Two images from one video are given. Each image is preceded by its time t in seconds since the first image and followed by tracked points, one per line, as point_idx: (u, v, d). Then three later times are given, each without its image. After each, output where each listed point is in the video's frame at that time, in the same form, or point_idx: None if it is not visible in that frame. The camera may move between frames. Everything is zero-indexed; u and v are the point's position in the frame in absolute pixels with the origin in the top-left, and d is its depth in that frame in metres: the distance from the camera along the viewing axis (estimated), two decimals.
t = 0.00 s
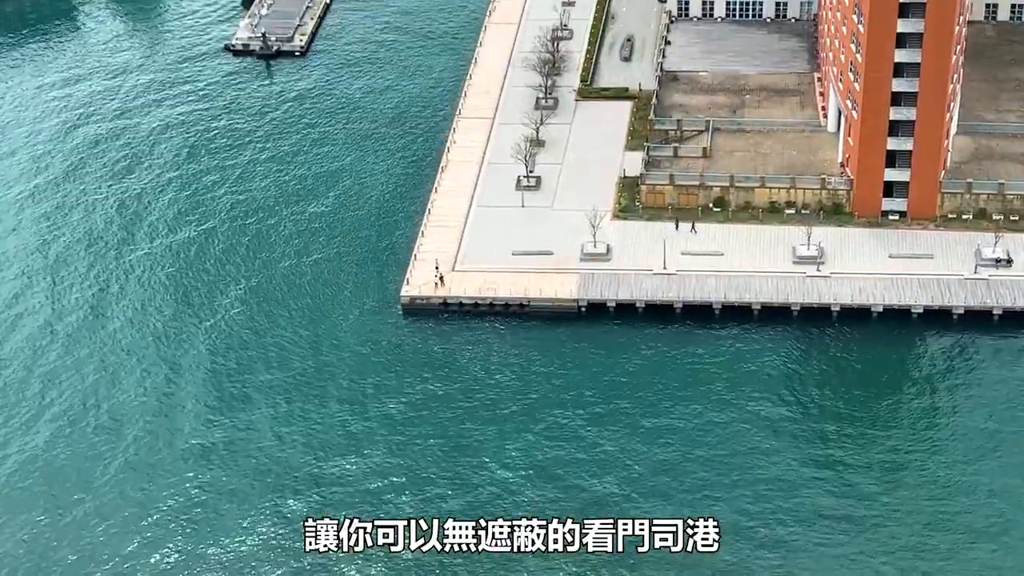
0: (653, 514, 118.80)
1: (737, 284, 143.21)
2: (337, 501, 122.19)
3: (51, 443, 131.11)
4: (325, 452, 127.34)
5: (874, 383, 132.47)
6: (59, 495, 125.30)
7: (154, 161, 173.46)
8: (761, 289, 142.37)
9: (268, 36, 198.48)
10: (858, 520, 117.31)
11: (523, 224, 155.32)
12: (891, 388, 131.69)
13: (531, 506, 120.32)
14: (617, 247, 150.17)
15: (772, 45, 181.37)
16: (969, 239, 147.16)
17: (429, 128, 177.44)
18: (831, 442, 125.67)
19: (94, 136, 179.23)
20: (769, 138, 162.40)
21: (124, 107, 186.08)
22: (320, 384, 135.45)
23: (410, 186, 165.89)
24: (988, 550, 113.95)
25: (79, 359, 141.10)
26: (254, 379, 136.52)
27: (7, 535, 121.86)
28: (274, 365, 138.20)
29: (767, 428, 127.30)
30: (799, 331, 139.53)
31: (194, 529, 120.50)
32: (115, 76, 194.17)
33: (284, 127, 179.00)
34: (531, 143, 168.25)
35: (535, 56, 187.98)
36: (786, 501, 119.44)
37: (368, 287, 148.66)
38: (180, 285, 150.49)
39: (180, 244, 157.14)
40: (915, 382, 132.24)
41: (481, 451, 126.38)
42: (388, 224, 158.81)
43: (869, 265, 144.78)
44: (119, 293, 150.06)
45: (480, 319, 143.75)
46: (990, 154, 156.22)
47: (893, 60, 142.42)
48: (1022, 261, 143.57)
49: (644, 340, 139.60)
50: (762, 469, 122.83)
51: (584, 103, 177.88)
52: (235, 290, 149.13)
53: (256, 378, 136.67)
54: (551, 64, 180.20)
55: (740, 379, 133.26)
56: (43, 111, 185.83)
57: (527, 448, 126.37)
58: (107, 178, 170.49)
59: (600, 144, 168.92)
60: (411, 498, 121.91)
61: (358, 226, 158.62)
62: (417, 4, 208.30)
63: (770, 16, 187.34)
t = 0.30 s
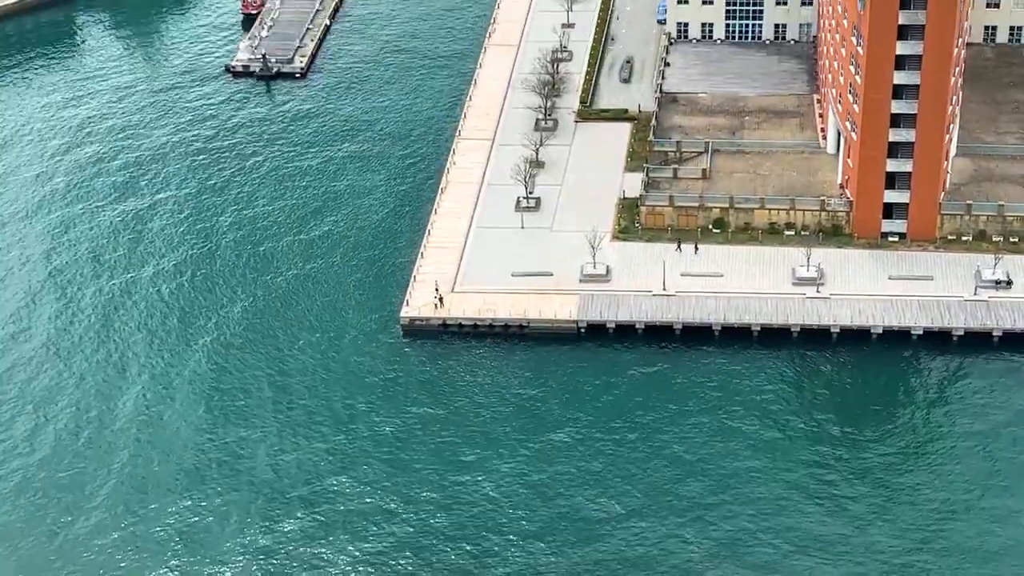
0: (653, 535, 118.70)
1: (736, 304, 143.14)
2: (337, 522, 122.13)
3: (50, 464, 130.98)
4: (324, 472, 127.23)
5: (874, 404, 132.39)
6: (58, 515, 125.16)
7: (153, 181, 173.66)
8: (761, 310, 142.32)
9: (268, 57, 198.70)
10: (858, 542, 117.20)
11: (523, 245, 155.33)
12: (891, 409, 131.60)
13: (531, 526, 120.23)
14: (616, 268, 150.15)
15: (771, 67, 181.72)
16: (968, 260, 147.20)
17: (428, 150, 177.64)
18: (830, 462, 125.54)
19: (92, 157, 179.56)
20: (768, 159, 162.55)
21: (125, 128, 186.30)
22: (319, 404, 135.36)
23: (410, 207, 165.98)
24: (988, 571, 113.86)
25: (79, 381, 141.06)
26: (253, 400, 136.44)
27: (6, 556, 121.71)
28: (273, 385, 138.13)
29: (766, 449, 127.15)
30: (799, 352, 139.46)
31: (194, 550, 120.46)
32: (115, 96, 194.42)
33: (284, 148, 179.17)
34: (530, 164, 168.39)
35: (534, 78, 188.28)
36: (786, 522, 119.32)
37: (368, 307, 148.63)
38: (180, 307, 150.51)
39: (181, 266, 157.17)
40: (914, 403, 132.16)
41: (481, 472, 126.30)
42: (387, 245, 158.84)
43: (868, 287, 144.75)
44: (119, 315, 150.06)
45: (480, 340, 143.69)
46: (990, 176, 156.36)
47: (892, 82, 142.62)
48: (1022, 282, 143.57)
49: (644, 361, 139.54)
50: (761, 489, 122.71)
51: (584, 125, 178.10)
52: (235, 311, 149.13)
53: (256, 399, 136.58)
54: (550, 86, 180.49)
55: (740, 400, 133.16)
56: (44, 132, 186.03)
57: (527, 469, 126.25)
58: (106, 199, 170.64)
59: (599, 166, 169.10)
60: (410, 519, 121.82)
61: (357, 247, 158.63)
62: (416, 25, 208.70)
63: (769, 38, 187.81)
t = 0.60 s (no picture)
0: (652, 555, 118.64)
1: (736, 325, 143.17)
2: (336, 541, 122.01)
3: (49, 484, 130.90)
4: (324, 493, 127.14)
5: (873, 424, 132.38)
6: (57, 536, 125.11)
7: (154, 202, 173.85)
8: (760, 331, 142.34)
9: (268, 78, 199.02)
10: (857, 562, 117.15)
11: (522, 266, 155.36)
12: (890, 429, 131.62)
13: (530, 546, 120.14)
14: (616, 289, 150.18)
15: (770, 88, 182.07)
16: (968, 281, 147.28)
17: (428, 170, 177.85)
18: (830, 483, 125.49)
19: (93, 177, 179.73)
20: (767, 180, 162.72)
21: (124, 148, 186.53)
22: (319, 425, 135.28)
23: (410, 227, 166.04)
24: None
25: (78, 401, 141.02)
26: (253, 420, 136.37)
27: None
28: (273, 405, 138.04)
29: (766, 469, 127.09)
30: (798, 373, 139.44)
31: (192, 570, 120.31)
32: (116, 117, 194.70)
33: (284, 169, 179.21)
34: (530, 185, 168.55)
35: (533, 98, 188.58)
36: (785, 542, 119.25)
37: (368, 328, 148.68)
38: (180, 326, 150.53)
39: (180, 286, 157.18)
40: (913, 423, 132.15)
41: (480, 491, 126.19)
42: (387, 266, 158.88)
43: (868, 307, 144.80)
44: (119, 335, 150.08)
45: (479, 360, 143.65)
46: (989, 197, 156.54)
47: (891, 103, 142.87)
48: (1021, 303, 143.62)
49: (643, 381, 139.51)
50: (761, 509, 122.62)
51: (583, 145, 178.32)
52: (234, 331, 149.11)
53: (256, 421, 136.32)
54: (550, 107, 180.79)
55: (739, 420, 133.12)
56: (44, 152, 186.27)
57: (526, 489, 126.17)
58: (107, 219, 170.78)
59: (599, 186, 169.28)
60: (410, 539, 121.68)
61: (356, 268, 158.65)
62: (416, 46, 209.18)
63: (768, 59, 188.31)
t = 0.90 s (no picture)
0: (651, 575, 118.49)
1: (735, 345, 143.13)
2: (336, 561, 121.85)
3: (49, 503, 130.66)
4: (323, 512, 127.01)
5: (872, 445, 132.33)
6: (56, 556, 124.87)
7: (153, 221, 173.92)
8: (759, 351, 142.31)
9: (268, 97, 199.26)
10: None
11: (522, 286, 155.35)
12: (889, 449, 131.58)
13: (530, 566, 120.01)
14: (615, 308, 150.17)
15: (769, 108, 182.41)
16: (967, 301, 147.33)
17: (428, 190, 177.95)
18: (830, 503, 125.35)
19: (92, 196, 179.88)
20: (766, 200, 162.87)
21: (125, 167, 186.62)
22: (318, 444, 135.09)
23: (410, 247, 166.10)
24: None
25: (77, 421, 140.79)
26: (254, 439, 136.21)
27: None
28: (272, 425, 137.87)
29: (766, 489, 126.97)
30: (798, 394, 139.38)
31: None
32: (116, 137, 194.86)
33: (283, 189, 179.31)
34: (530, 205, 168.69)
35: (533, 118, 188.74)
36: (785, 562, 119.10)
37: (367, 347, 148.62)
38: (179, 346, 150.45)
39: (179, 306, 157.07)
40: (913, 443, 132.10)
41: (479, 511, 126.02)
42: (386, 285, 158.82)
43: (867, 327, 144.79)
44: (118, 354, 149.94)
45: (479, 380, 143.58)
46: (988, 217, 156.68)
47: (890, 123, 143.10)
48: (1021, 323, 143.66)
49: (643, 401, 139.46)
50: (761, 530, 122.45)
51: (583, 165, 178.52)
52: (234, 351, 148.98)
53: (256, 441, 136.02)
54: (549, 126, 180.98)
55: (738, 440, 133.04)
56: (45, 171, 186.32)
57: (526, 510, 126.02)
58: (107, 238, 170.79)
59: (598, 206, 169.35)
60: (409, 558, 121.54)
61: (356, 288, 158.54)
62: (415, 66, 209.55)
63: (767, 79, 188.64)
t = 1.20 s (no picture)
0: None
1: (735, 364, 143.05)
2: None
3: (48, 522, 130.50)
4: (322, 531, 126.81)
5: (872, 464, 132.21)
6: None
7: (153, 240, 174.01)
8: (759, 370, 142.21)
9: (268, 117, 199.64)
10: None
11: (522, 305, 155.32)
12: (889, 469, 131.46)
13: None
14: (615, 327, 150.11)
15: (769, 127, 182.66)
16: (967, 321, 147.30)
17: (428, 209, 178.12)
18: (830, 523, 125.16)
19: (93, 215, 179.91)
20: (766, 220, 162.95)
21: (125, 186, 186.85)
22: (317, 463, 134.88)
23: (409, 266, 166.12)
24: None
25: (77, 439, 140.63)
26: (252, 458, 136.03)
27: None
28: (271, 444, 137.68)
29: (765, 508, 126.77)
30: (797, 413, 139.27)
31: None
32: (116, 156, 195.13)
33: (283, 208, 179.47)
34: (529, 224, 168.79)
35: (533, 137, 188.97)
36: None
37: (367, 366, 148.50)
38: (178, 364, 150.33)
39: (179, 324, 157.02)
40: (913, 463, 131.98)
41: (478, 531, 125.87)
42: (385, 304, 158.76)
43: (867, 347, 144.74)
44: (117, 373, 149.83)
45: (478, 400, 143.42)
46: (987, 236, 156.74)
47: (889, 143, 143.27)
48: (1021, 343, 143.61)
49: (643, 421, 139.31)
50: (760, 550, 122.30)
51: (582, 184, 178.66)
52: (234, 370, 148.86)
53: (258, 459, 135.73)
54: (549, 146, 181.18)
55: (738, 459, 132.87)
56: (45, 190, 186.53)
57: (525, 529, 125.85)
58: (106, 257, 170.81)
59: (598, 225, 169.39)
60: None
61: (355, 307, 158.49)
62: (415, 85, 209.86)
63: (766, 98, 188.96)
